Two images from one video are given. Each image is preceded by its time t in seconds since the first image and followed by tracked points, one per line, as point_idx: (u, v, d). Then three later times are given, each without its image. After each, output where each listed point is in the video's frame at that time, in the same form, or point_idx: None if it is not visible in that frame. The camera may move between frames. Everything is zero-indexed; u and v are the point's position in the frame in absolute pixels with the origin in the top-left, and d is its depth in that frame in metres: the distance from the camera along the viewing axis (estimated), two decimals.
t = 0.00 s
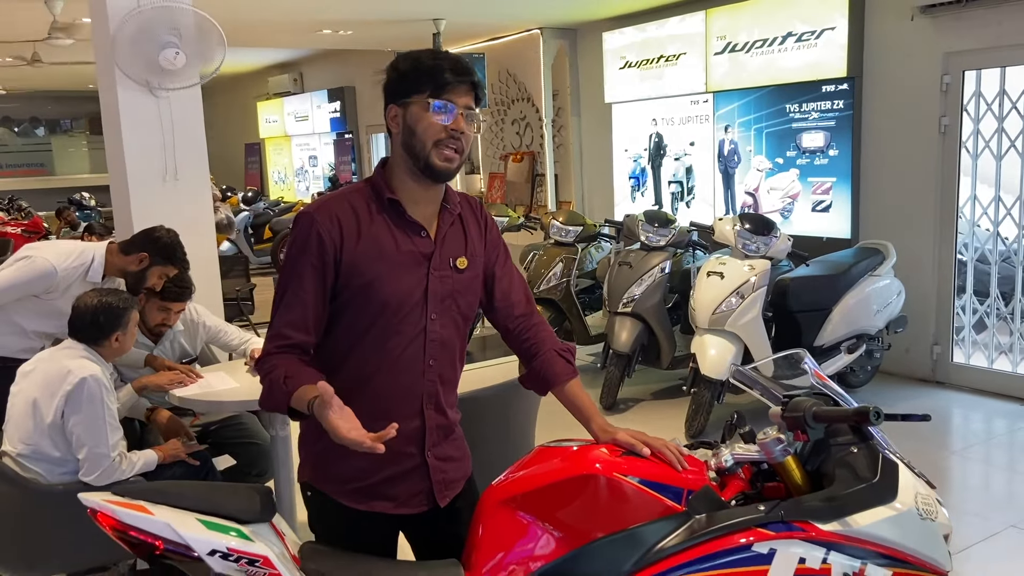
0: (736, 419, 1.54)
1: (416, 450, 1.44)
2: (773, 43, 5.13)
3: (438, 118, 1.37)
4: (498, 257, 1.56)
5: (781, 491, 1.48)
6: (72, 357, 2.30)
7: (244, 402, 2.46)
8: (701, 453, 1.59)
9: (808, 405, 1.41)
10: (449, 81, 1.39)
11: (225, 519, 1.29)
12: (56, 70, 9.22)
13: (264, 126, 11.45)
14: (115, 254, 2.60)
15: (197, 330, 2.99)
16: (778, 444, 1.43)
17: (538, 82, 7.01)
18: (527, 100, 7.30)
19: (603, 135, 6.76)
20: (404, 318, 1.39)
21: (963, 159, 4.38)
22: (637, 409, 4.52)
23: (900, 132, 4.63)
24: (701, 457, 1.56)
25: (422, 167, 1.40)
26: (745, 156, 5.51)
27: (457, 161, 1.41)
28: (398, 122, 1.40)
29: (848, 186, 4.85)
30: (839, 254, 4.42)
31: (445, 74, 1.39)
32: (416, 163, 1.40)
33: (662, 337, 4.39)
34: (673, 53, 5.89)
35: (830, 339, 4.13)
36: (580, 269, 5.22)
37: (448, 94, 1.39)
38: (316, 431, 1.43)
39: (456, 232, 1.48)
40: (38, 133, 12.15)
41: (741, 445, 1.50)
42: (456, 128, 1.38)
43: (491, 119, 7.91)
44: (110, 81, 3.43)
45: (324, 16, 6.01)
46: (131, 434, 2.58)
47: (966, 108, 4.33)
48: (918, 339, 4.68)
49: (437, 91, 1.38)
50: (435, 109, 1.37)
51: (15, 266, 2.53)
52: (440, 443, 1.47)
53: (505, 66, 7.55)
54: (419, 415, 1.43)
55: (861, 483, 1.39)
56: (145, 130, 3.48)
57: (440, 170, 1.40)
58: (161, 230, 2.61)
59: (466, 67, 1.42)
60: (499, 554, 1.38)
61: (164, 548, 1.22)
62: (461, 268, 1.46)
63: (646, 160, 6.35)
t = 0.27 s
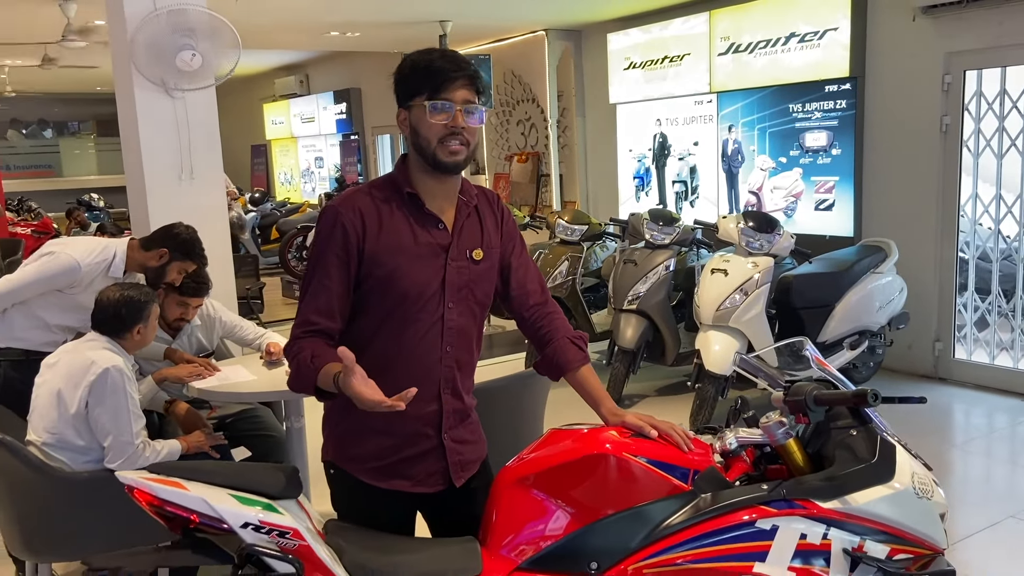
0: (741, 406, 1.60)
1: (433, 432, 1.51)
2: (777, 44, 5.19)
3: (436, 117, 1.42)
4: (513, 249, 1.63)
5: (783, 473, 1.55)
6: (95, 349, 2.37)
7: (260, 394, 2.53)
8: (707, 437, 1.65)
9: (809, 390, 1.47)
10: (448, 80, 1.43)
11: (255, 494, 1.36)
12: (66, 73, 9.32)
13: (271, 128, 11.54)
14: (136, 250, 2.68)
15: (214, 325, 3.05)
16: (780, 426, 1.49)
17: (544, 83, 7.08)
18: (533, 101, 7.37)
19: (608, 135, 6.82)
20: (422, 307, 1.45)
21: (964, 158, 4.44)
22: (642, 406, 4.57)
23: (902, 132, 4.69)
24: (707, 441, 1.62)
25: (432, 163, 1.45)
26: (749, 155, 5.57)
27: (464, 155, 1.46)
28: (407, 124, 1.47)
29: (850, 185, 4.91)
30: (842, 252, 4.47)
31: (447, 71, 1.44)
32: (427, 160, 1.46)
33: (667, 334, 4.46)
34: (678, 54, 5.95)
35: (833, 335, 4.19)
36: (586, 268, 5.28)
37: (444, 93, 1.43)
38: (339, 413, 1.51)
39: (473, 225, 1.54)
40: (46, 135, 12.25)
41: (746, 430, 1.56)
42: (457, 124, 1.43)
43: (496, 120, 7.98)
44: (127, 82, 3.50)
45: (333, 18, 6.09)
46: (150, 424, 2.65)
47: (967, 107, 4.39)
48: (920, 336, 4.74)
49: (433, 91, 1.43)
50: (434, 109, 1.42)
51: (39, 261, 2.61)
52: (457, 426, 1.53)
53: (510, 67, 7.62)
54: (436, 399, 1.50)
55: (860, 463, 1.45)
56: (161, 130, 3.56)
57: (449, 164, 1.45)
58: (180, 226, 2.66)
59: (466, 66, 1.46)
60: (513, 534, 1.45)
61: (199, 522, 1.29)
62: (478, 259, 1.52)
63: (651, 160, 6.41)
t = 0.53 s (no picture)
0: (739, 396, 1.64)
1: (437, 419, 1.56)
2: (781, 43, 5.22)
3: (430, 113, 1.48)
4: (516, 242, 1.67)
5: (779, 461, 1.59)
6: (110, 342, 2.43)
7: (270, 388, 2.58)
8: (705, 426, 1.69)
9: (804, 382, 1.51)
10: (442, 77, 1.49)
11: (268, 478, 1.42)
12: (76, 73, 9.41)
13: (278, 127, 11.62)
14: (149, 246, 2.74)
15: (224, 320, 3.13)
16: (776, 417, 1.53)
17: (549, 82, 7.13)
18: (539, 100, 7.42)
19: (613, 134, 6.87)
20: (425, 298, 1.51)
21: (966, 156, 4.46)
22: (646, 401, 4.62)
23: (904, 131, 4.72)
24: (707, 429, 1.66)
25: (431, 159, 1.50)
26: (753, 154, 5.60)
27: (461, 150, 1.51)
28: (406, 123, 1.52)
29: (853, 183, 4.94)
30: (845, 249, 4.51)
31: (444, 70, 1.50)
32: (426, 157, 1.51)
33: (671, 331, 4.50)
34: (682, 53, 5.99)
35: (835, 332, 4.23)
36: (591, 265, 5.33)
37: (438, 89, 1.49)
38: (347, 400, 1.57)
39: (475, 219, 1.59)
40: (56, 135, 12.35)
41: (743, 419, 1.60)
42: (451, 117, 1.48)
43: (503, 119, 8.03)
44: (140, 82, 3.57)
45: (340, 19, 6.15)
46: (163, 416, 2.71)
47: (970, 105, 4.41)
48: (923, 333, 4.77)
49: (427, 88, 1.49)
50: (429, 106, 1.48)
51: (55, 257, 2.67)
52: (461, 414, 1.59)
53: (516, 66, 7.67)
54: (439, 387, 1.55)
55: (852, 451, 1.50)
56: (172, 129, 3.62)
57: (446, 158, 1.50)
58: (192, 223, 2.72)
59: (460, 62, 1.52)
60: (516, 518, 1.49)
61: (213, 504, 1.35)
62: (479, 252, 1.57)
63: (656, 158, 6.46)
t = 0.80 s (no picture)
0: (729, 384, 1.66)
1: (427, 404, 1.59)
2: (785, 38, 5.22)
3: (426, 105, 1.51)
4: (511, 232, 1.69)
5: (767, 447, 1.62)
6: (116, 333, 2.47)
7: (274, 378, 2.63)
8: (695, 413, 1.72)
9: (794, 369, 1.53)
10: (439, 71, 1.52)
11: (266, 460, 1.45)
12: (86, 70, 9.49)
13: (286, 124, 11.67)
14: (154, 238, 2.78)
15: (229, 312, 3.14)
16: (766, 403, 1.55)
17: (554, 78, 7.15)
18: (544, 96, 7.44)
19: (618, 130, 6.89)
20: (412, 284, 1.54)
21: (970, 151, 4.46)
22: (648, 395, 4.64)
23: (908, 126, 4.72)
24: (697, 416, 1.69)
25: (423, 151, 1.54)
26: (757, 149, 5.61)
27: (454, 142, 1.54)
28: (400, 113, 1.55)
29: (857, 179, 4.95)
30: (848, 244, 4.51)
31: (439, 64, 1.53)
32: (417, 148, 1.54)
33: (673, 325, 4.53)
34: (686, 48, 6.00)
35: (837, 326, 4.25)
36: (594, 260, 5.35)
37: (435, 84, 1.52)
38: (341, 383, 1.61)
39: (467, 207, 1.62)
40: (66, 132, 12.44)
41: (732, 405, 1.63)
42: (445, 112, 1.52)
43: (508, 115, 8.05)
44: (146, 78, 3.61)
45: (346, 15, 6.19)
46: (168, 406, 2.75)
47: (973, 100, 4.41)
48: (925, 327, 4.78)
49: (425, 81, 1.52)
50: (424, 99, 1.51)
51: (61, 248, 2.72)
52: (450, 400, 1.62)
53: (521, 62, 7.69)
54: (428, 372, 1.58)
55: (839, 437, 1.52)
56: (178, 123, 3.66)
57: (438, 152, 1.53)
58: (197, 216, 2.76)
59: (458, 58, 1.55)
60: (508, 502, 1.52)
61: (213, 485, 1.38)
62: (468, 240, 1.59)
63: (660, 154, 6.48)
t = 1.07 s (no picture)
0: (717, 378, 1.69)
1: (413, 393, 1.66)
2: (792, 36, 5.22)
3: (412, 104, 1.56)
4: (502, 227, 1.73)
5: (754, 440, 1.65)
6: (124, 327, 2.52)
7: (278, 372, 2.67)
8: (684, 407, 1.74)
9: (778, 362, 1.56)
10: (424, 70, 1.57)
11: (262, 450, 1.49)
12: (101, 69, 9.61)
13: (298, 122, 11.74)
14: (162, 235, 2.83)
15: (235, 308, 3.20)
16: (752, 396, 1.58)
17: (563, 76, 7.18)
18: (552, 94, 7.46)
19: (626, 127, 6.91)
20: (397, 275, 1.61)
21: (976, 148, 4.46)
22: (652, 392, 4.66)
23: (913, 124, 4.72)
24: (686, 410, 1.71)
25: (409, 145, 1.59)
26: (764, 147, 5.62)
27: (438, 136, 1.59)
28: (389, 111, 1.61)
29: (863, 177, 4.95)
30: (854, 242, 4.52)
31: (423, 61, 1.58)
32: (403, 143, 1.60)
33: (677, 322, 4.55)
34: (694, 46, 6.01)
35: (841, 323, 4.25)
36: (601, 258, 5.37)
37: (421, 82, 1.57)
38: (336, 371, 1.69)
39: (454, 202, 1.67)
40: (83, 131, 12.60)
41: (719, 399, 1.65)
42: (429, 108, 1.57)
43: (517, 113, 8.08)
44: (156, 77, 3.67)
45: (356, 15, 6.24)
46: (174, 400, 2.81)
47: (980, 98, 4.41)
48: (931, 325, 4.78)
49: (411, 80, 1.57)
50: (410, 97, 1.57)
51: (72, 244, 2.78)
52: (438, 390, 1.68)
53: (530, 61, 7.72)
54: (414, 361, 1.65)
55: (823, 431, 1.55)
56: (187, 122, 3.72)
57: (423, 145, 1.59)
58: (203, 212, 2.80)
59: (444, 59, 1.60)
60: (499, 492, 1.55)
61: (209, 474, 1.42)
62: (453, 233, 1.64)
63: (668, 151, 6.49)
